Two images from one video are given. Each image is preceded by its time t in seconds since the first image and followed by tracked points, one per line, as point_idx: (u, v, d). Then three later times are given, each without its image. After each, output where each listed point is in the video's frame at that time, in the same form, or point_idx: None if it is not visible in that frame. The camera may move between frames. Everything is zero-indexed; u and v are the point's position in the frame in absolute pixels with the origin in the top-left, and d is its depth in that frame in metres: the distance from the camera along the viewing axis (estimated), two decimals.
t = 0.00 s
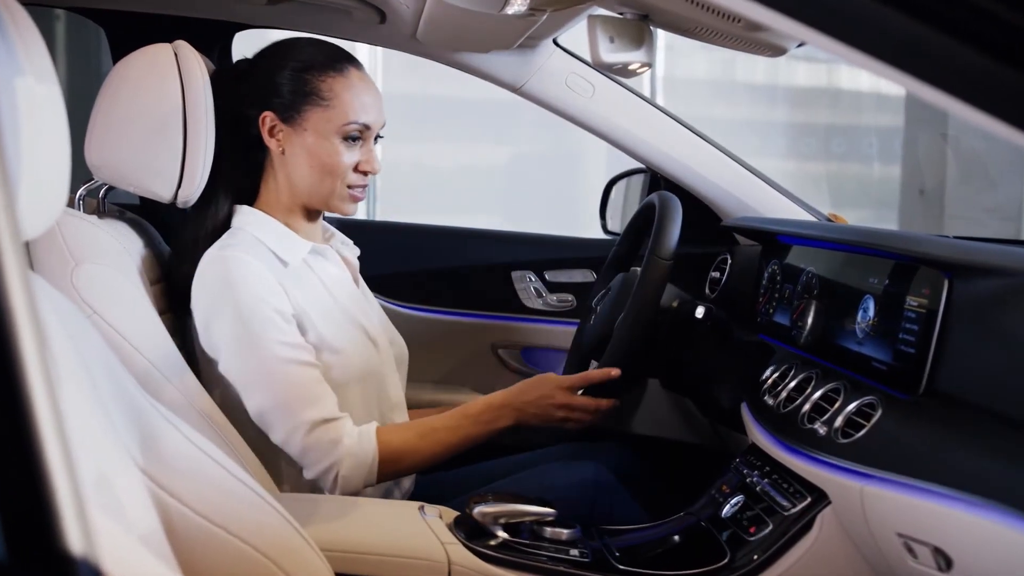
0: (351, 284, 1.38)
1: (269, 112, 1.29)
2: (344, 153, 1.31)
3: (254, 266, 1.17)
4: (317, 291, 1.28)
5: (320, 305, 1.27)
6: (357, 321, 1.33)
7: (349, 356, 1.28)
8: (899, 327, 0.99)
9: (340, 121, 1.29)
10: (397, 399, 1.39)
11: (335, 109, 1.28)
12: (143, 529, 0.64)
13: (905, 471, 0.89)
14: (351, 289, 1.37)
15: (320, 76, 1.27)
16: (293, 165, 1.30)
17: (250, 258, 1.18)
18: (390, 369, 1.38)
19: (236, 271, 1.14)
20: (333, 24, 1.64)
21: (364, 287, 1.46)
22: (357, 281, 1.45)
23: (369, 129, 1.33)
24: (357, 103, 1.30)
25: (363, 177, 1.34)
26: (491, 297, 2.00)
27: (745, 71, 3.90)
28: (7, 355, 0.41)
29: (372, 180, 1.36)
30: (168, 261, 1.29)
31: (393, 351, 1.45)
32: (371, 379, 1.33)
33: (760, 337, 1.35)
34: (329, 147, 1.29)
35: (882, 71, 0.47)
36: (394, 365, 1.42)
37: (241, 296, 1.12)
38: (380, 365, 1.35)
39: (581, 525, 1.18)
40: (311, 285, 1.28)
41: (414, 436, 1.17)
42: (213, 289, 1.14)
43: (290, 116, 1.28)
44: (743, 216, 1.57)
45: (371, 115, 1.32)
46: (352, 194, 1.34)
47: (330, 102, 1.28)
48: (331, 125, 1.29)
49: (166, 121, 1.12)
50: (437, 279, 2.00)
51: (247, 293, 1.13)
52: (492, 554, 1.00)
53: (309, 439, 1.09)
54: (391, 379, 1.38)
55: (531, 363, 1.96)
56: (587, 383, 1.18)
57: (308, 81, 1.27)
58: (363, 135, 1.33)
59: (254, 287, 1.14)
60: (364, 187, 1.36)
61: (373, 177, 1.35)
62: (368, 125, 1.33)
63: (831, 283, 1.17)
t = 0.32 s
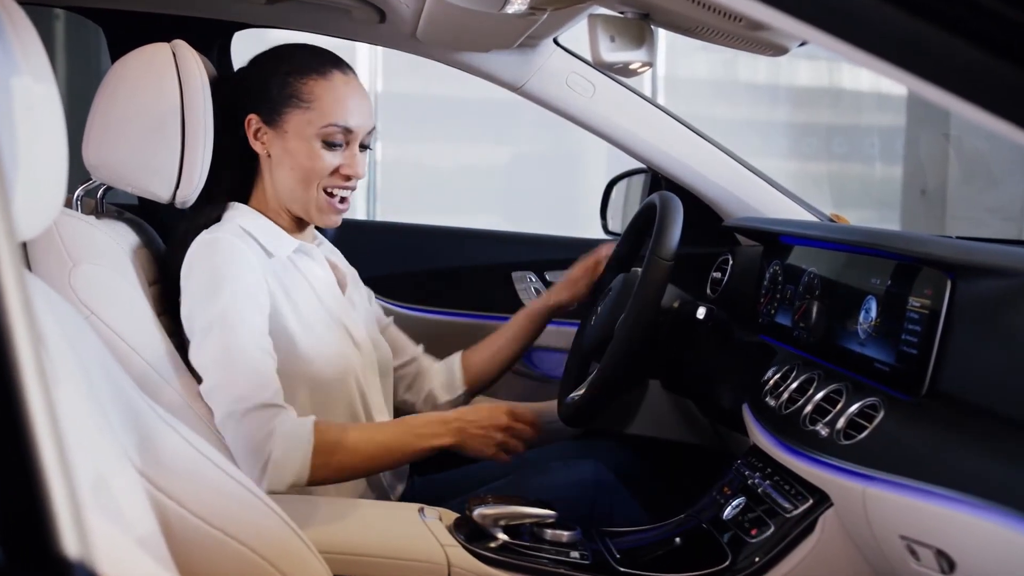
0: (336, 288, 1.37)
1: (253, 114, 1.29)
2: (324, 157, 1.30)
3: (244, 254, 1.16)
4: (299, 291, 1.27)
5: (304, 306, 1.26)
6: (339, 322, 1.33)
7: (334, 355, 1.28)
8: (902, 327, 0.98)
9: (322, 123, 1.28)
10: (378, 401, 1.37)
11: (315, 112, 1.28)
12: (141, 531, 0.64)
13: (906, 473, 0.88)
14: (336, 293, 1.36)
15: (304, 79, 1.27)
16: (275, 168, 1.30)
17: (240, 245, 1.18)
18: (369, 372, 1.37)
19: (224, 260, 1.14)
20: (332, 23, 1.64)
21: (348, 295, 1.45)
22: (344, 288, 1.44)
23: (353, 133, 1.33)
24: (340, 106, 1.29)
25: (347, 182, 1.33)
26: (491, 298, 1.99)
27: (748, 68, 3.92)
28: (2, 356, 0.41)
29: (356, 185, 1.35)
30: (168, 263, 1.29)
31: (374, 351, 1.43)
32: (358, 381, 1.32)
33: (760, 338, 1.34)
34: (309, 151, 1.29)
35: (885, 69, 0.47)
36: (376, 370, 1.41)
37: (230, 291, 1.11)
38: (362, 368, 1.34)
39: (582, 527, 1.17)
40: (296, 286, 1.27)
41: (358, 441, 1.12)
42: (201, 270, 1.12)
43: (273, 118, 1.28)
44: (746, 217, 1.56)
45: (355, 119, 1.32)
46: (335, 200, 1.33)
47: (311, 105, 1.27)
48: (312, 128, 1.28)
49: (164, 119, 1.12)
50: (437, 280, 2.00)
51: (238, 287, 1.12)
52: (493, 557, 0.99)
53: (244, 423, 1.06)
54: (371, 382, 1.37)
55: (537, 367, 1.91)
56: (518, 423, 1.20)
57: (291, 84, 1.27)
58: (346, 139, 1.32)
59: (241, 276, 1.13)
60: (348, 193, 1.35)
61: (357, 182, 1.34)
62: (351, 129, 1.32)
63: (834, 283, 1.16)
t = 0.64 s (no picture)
0: (337, 293, 1.34)
1: (259, 112, 1.28)
2: (319, 162, 1.27)
3: (252, 257, 1.16)
4: (297, 294, 1.26)
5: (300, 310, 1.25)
6: (337, 325, 1.31)
7: (330, 357, 1.26)
8: (904, 328, 0.97)
9: (321, 128, 1.26)
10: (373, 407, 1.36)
11: (315, 115, 1.26)
12: (139, 534, 0.63)
13: (909, 476, 0.88)
14: (338, 298, 1.34)
15: (308, 81, 1.25)
16: (274, 168, 1.29)
17: (250, 246, 1.17)
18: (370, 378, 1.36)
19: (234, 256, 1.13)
20: (331, 22, 1.63)
21: (349, 300, 1.40)
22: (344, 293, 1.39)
23: (354, 142, 1.29)
24: (341, 112, 1.26)
25: (341, 191, 1.29)
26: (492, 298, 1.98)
27: (749, 71, 3.98)
28: None
29: (354, 196, 1.30)
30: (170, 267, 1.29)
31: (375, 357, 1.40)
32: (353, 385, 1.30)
33: (763, 339, 1.34)
34: (305, 153, 1.26)
35: (889, 69, 0.48)
36: (376, 372, 1.39)
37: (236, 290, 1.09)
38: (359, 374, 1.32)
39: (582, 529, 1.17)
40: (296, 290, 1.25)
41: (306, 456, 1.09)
42: (208, 268, 1.12)
43: (277, 118, 1.27)
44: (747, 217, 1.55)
45: (358, 128, 1.28)
46: (329, 208, 1.29)
47: (312, 108, 1.25)
48: (310, 131, 1.25)
49: (163, 119, 1.13)
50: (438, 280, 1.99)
51: (243, 286, 1.11)
52: (492, 559, 0.98)
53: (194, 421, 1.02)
54: (366, 389, 1.34)
55: (537, 368, 1.91)
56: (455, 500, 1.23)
57: (297, 85, 1.26)
58: (346, 147, 1.28)
59: (245, 277, 1.12)
60: (345, 203, 1.31)
61: (352, 193, 1.30)
62: (351, 137, 1.28)
63: (837, 284, 1.15)
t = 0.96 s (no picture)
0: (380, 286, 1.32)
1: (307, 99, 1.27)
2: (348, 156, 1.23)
3: (294, 259, 1.12)
4: (338, 291, 1.24)
5: (340, 309, 1.23)
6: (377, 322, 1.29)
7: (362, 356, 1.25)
8: (907, 329, 0.97)
9: (352, 121, 1.22)
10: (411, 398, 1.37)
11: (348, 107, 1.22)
12: (136, 536, 0.63)
13: (912, 478, 0.87)
14: (381, 292, 1.33)
15: (347, 71, 1.22)
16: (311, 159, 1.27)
17: (293, 243, 1.14)
18: (409, 371, 1.35)
19: (273, 253, 1.11)
20: (331, 22, 1.63)
21: (393, 291, 1.38)
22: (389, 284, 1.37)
23: (386, 138, 1.23)
24: (374, 106, 1.21)
25: (369, 190, 1.24)
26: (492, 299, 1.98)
27: (752, 71, 3.89)
28: None
29: (383, 195, 1.25)
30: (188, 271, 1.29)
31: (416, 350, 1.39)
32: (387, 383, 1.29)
33: (765, 339, 1.33)
34: (335, 145, 1.23)
35: (890, 67, 0.49)
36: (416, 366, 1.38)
37: (269, 288, 1.07)
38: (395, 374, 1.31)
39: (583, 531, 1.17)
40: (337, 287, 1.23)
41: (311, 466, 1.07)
42: (245, 262, 1.09)
43: (318, 106, 1.25)
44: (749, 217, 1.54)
45: (390, 124, 1.22)
46: (357, 207, 1.25)
47: (346, 99, 1.21)
48: (343, 122, 1.22)
49: (160, 120, 1.13)
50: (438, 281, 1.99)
51: (278, 285, 1.08)
52: (493, 562, 0.98)
53: (204, 427, 1.01)
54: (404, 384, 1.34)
55: (536, 369, 1.92)
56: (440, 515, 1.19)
57: (336, 74, 1.23)
58: (378, 143, 1.23)
59: (283, 280, 1.09)
60: (375, 202, 1.26)
61: (380, 193, 1.24)
62: (382, 133, 1.22)
63: (839, 285, 1.14)
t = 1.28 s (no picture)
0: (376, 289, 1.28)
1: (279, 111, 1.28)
2: (305, 147, 1.20)
3: (278, 262, 1.11)
4: (326, 296, 1.21)
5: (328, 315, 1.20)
6: (366, 325, 1.26)
7: (349, 363, 1.21)
8: (910, 329, 0.96)
9: (298, 112, 1.19)
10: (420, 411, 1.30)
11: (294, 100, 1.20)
12: (133, 538, 0.63)
13: (915, 481, 0.87)
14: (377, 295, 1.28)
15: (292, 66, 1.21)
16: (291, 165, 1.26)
17: (279, 253, 1.12)
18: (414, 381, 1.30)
19: (258, 262, 1.09)
20: (331, 21, 1.62)
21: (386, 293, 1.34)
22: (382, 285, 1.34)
23: (330, 118, 1.18)
24: (312, 90, 1.18)
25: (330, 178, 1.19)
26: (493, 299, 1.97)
27: (753, 71, 3.87)
28: None
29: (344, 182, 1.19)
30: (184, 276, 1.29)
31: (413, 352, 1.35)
32: (383, 389, 1.25)
33: (765, 340, 1.33)
34: (293, 142, 1.22)
35: (895, 66, 0.48)
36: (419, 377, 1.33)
37: (251, 294, 1.06)
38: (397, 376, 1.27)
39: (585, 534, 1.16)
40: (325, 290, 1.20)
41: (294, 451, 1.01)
42: (232, 265, 1.08)
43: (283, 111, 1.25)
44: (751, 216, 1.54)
45: (329, 105, 1.18)
46: (325, 197, 1.21)
47: (292, 92, 1.20)
48: (293, 117, 1.20)
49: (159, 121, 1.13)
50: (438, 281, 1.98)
51: (261, 291, 1.07)
52: (492, 563, 0.97)
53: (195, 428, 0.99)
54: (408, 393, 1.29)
55: (537, 369, 1.92)
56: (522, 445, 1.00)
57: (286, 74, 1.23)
58: (324, 125, 1.18)
59: (267, 282, 1.08)
60: (342, 188, 1.20)
61: (337, 175, 1.18)
62: (324, 113, 1.18)
63: (841, 286, 1.14)
